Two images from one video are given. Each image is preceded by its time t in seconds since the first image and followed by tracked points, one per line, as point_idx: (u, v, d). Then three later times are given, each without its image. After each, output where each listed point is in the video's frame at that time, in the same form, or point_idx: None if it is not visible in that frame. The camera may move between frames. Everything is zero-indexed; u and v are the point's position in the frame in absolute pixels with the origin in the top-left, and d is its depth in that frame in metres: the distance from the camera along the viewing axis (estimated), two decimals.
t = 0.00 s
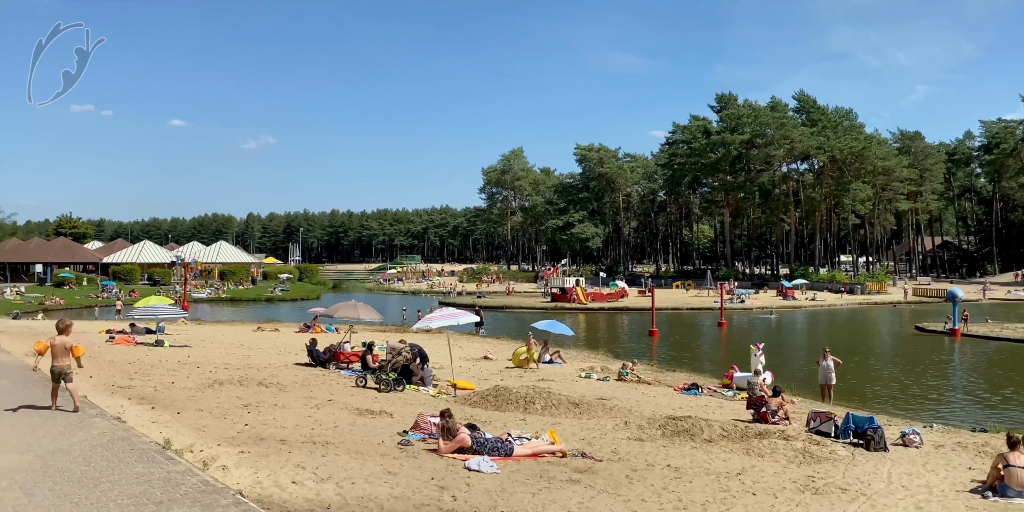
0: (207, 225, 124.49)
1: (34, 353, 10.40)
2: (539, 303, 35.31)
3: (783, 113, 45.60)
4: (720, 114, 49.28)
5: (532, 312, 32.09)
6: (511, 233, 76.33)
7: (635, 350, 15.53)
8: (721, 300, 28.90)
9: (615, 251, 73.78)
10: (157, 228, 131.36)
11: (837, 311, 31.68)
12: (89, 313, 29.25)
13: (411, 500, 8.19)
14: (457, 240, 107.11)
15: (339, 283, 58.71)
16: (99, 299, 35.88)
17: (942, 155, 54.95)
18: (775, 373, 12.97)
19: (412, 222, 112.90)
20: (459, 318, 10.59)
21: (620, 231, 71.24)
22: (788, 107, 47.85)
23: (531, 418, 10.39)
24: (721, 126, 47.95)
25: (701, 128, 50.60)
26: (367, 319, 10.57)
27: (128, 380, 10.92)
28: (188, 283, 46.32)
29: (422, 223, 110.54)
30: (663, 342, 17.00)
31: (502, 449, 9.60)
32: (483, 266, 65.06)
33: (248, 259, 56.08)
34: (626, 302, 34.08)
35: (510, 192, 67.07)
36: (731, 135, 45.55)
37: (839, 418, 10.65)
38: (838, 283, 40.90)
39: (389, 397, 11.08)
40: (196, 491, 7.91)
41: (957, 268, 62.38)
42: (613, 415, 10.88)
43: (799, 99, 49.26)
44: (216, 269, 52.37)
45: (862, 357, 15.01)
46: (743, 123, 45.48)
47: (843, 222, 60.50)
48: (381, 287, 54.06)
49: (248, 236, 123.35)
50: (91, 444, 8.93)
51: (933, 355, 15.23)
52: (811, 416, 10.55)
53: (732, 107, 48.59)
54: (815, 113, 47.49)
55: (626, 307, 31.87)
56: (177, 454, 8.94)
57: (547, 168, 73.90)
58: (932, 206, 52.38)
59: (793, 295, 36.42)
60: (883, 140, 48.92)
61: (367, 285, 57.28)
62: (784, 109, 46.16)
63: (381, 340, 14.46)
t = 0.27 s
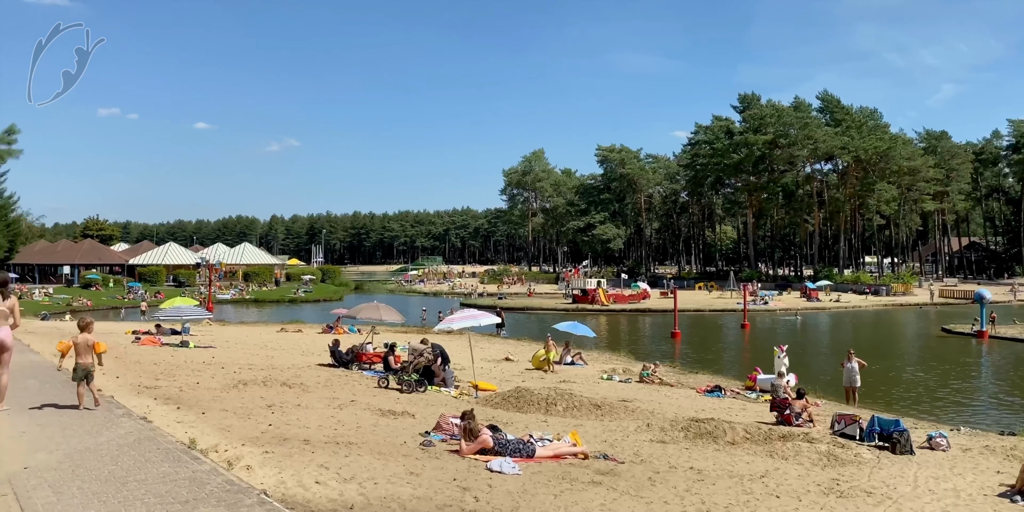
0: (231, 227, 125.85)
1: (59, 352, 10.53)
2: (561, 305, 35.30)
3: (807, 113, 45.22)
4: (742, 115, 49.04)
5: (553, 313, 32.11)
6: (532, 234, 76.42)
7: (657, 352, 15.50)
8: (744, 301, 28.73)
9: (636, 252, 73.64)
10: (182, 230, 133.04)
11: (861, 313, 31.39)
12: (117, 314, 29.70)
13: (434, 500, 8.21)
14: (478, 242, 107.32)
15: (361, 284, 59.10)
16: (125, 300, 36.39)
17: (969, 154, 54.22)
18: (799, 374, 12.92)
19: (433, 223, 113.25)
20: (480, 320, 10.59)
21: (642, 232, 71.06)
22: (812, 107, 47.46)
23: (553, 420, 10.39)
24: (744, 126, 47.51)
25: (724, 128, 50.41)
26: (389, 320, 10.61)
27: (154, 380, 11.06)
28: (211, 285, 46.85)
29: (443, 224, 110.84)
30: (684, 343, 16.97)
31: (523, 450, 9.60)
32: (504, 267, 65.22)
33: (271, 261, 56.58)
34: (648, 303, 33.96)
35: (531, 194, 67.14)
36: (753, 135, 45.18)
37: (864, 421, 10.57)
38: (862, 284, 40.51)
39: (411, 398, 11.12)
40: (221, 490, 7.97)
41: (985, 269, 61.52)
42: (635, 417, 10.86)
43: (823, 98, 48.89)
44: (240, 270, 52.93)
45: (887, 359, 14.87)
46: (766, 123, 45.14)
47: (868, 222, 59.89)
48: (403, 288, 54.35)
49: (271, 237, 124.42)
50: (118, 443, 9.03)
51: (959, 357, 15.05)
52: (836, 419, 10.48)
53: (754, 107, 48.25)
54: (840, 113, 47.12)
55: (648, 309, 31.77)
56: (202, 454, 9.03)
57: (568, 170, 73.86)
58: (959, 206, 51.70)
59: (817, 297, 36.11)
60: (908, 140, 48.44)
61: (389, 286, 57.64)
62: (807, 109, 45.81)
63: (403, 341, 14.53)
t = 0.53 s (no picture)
0: (255, 229, 127.29)
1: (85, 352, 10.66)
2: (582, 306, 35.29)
3: (832, 113, 44.87)
4: (765, 115, 48.70)
5: (574, 314, 32.09)
6: (554, 236, 76.40)
7: (680, 354, 15.46)
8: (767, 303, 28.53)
9: (658, 254, 73.42)
10: (207, 233, 134.75)
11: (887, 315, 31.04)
12: (144, 315, 30.14)
13: (456, 502, 8.22)
14: (499, 243, 107.49)
15: (382, 286, 59.44)
16: (151, 301, 36.91)
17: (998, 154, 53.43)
18: (825, 376, 12.86)
19: (454, 225, 113.64)
20: (502, 321, 10.61)
21: (664, 233, 70.80)
22: (836, 107, 47.06)
23: (574, 422, 10.38)
24: (767, 126, 47.13)
25: (747, 128, 50.15)
26: (411, 321, 10.65)
27: (179, 381, 11.19)
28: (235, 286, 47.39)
29: (465, 225, 111.16)
30: (707, 345, 16.90)
31: (545, 452, 9.59)
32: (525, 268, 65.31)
33: (294, 263, 57.08)
34: (670, 305, 33.81)
35: (552, 195, 67.13)
36: (777, 135, 44.88)
37: (890, 424, 10.46)
38: (888, 285, 40.09)
39: (434, 399, 11.17)
40: (245, 490, 8.02)
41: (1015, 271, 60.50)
42: (658, 419, 10.83)
43: (847, 98, 48.48)
44: (263, 272, 53.48)
45: (914, 361, 14.73)
46: (789, 123, 44.83)
47: (893, 223, 59.21)
48: (424, 289, 54.62)
49: (294, 239, 125.47)
50: (143, 443, 9.14)
51: (988, 359, 14.83)
52: (861, 422, 10.39)
53: (778, 106, 47.90)
54: (865, 113, 46.70)
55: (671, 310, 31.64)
56: (227, 453, 9.11)
57: (589, 171, 73.80)
58: (988, 206, 50.97)
59: (842, 298, 35.78)
60: (935, 139, 47.88)
61: (410, 287, 57.90)
62: (831, 109, 45.44)
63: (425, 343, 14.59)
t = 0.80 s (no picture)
0: (278, 230, 128.06)
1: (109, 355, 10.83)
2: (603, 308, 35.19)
3: (856, 112, 44.45)
4: (789, 115, 48.34)
5: (595, 316, 32.07)
6: (575, 237, 76.37)
7: (703, 356, 15.39)
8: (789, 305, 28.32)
9: (680, 255, 73.12)
10: (230, 234, 135.71)
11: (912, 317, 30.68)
12: (171, 316, 30.48)
13: (479, 502, 8.24)
14: (520, 244, 107.56)
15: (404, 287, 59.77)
16: (176, 302, 37.42)
17: None
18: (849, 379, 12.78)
19: (475, 226, 113.96)
20: (523, 323, 10.62)
21: (686, 234, 70.52)
22: (861, 106, 46.61)
23: (596, 423, 10.37)
24: (790, 126, 46.79)
25: (770, 128, 49.84)
26: (432, 322, 10.70)
27: (204, 381, 11.32)
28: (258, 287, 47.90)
29: (486, 227, 111.40)
30: (729, 346, 16.81)
31: (567, 453, 9.59)
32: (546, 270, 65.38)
33: (316, 264, 57.58)
34: (692, 307, 33.64)
35: (573, 196, 67.12)
36: (800, 136, 44.58)
37: (917, 427, 10.36)
38: (913, 286, 39.65)
39: (456, 400, 11.21)
40: (269, 489, 8.09)
41: None
42: (680, 421, 10.79)
43: (872, 97, 48.04)
44: (285, 273, 53.92)
45: (940, 363, 14.55)
46: (813, 123, 44.50)
47: (920, 223, 58.47)
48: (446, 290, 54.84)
49: (316, 240, 126.52)
50: (168, 443, 9.24)
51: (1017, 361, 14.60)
52: (887, 424, 10.30)
53: (801, 106, 47.54)
54: (890, 112, 46.22)
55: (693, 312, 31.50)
56: (250, 453, 9.18)
57: (609, 172, 73.69)
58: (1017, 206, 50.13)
59: (867, 299, 35.41)
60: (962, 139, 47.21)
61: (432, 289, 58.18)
62: (856, 108, 45.01)
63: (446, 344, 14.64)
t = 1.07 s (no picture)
0: (301, 233, 129.35)
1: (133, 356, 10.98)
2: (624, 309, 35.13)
3: (881, 112, 44.00)
4: (812, 115, 47.97)
5: (616, 317, 32.04)
6: (597, 239, 76.33)
7: (726, 358, 15.32)
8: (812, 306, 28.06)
9: (701, 256, 72.79)
10: (253, 237, 137.05)
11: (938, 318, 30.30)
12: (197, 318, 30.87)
13: (500, 504, 8.25)
14: (541, 246, 107.62)
15: (425, 288, 60.09)
16: (201, 303, 37.91)
17: None
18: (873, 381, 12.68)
19: (496, 228, 114.24)
20: (544, 324, 10.63)
21: (709, 235, 70.25)
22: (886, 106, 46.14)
23: (618, 425, 10.34)
24: (814, 127, 46.44)
25: (793, 128, 49.50)
26: (453, 324, 10.75)
27: (228, 382, 11.45)
28: (281, 289, 48.44)
29: (507, 228, 111.57)
30: (752, 348, 16.71)
31: (589, 455, 9.57)
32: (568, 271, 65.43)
33: (338, 266, 58.07)
34: (714, 308, 33.44)
35: (594, 198, 67.14)
36: (824, 136, 44.28)
37: (944, 430, 10.25)
38: (939, 288, 39.19)
39: (477, 402, 11.25)
40: (292, 489, 8.15)
41: None
42: (703, 424, 10.75)
43: (897, 96, 47.61)
44: (308, 274, 54.48)
45: (966, 365, 14.38)
46: (837, 123, 44.15)
47: (946, 223, 57.71)
48: (467, 292, 55.07)
49: (339, 242, 127.58)
50: (193, 443, 9.34)
51: None
52: (913, 427, 10.20)
53: (825, 107, 47.17)
54: (915, 112, 45.70)
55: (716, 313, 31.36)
56: (274, 454, 9.26)
57: (631, 173, 73.58)
58: None
59: (892, 301, 35.04)
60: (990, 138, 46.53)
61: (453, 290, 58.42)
62: (880, 108, 44.55)
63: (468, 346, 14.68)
